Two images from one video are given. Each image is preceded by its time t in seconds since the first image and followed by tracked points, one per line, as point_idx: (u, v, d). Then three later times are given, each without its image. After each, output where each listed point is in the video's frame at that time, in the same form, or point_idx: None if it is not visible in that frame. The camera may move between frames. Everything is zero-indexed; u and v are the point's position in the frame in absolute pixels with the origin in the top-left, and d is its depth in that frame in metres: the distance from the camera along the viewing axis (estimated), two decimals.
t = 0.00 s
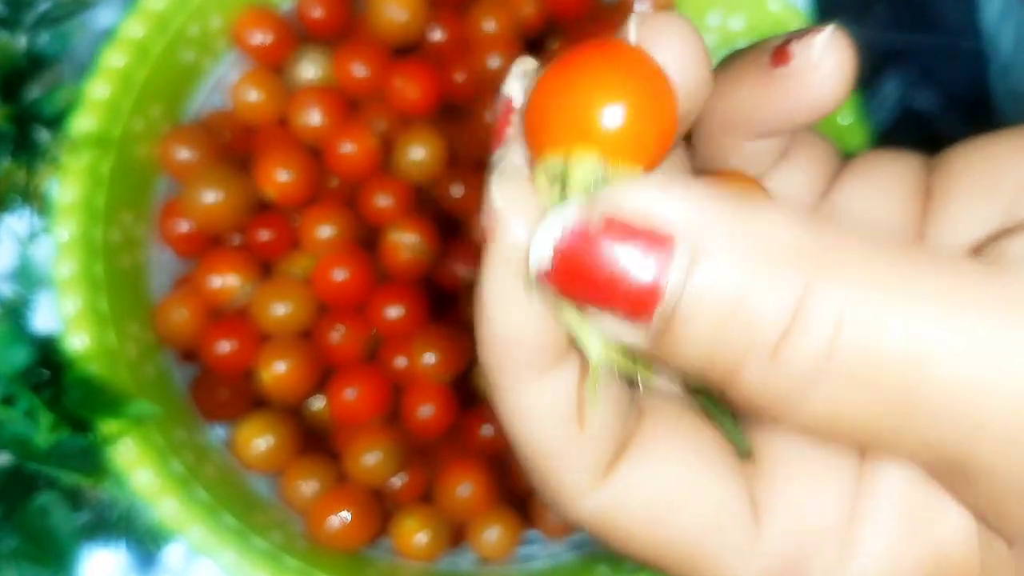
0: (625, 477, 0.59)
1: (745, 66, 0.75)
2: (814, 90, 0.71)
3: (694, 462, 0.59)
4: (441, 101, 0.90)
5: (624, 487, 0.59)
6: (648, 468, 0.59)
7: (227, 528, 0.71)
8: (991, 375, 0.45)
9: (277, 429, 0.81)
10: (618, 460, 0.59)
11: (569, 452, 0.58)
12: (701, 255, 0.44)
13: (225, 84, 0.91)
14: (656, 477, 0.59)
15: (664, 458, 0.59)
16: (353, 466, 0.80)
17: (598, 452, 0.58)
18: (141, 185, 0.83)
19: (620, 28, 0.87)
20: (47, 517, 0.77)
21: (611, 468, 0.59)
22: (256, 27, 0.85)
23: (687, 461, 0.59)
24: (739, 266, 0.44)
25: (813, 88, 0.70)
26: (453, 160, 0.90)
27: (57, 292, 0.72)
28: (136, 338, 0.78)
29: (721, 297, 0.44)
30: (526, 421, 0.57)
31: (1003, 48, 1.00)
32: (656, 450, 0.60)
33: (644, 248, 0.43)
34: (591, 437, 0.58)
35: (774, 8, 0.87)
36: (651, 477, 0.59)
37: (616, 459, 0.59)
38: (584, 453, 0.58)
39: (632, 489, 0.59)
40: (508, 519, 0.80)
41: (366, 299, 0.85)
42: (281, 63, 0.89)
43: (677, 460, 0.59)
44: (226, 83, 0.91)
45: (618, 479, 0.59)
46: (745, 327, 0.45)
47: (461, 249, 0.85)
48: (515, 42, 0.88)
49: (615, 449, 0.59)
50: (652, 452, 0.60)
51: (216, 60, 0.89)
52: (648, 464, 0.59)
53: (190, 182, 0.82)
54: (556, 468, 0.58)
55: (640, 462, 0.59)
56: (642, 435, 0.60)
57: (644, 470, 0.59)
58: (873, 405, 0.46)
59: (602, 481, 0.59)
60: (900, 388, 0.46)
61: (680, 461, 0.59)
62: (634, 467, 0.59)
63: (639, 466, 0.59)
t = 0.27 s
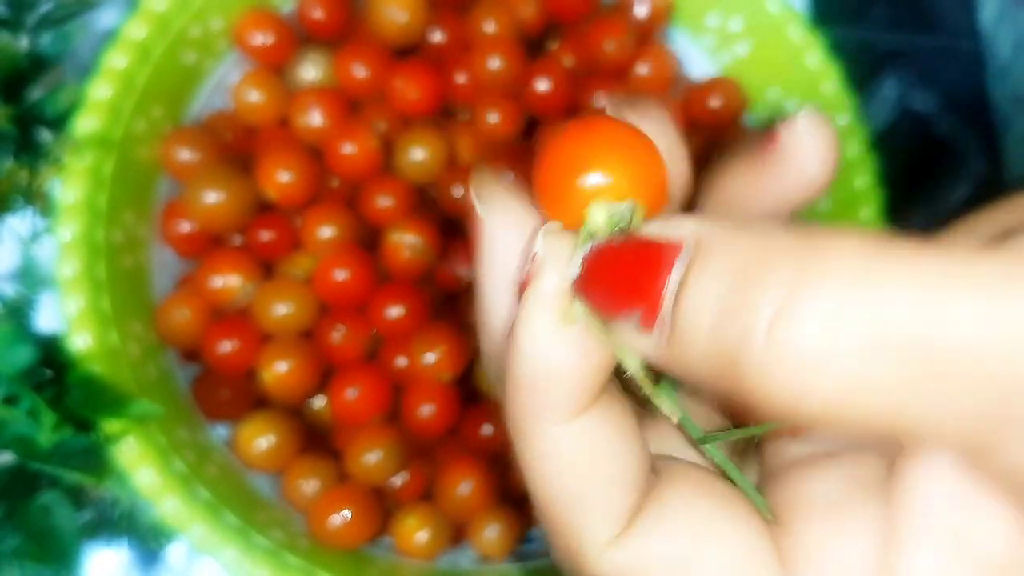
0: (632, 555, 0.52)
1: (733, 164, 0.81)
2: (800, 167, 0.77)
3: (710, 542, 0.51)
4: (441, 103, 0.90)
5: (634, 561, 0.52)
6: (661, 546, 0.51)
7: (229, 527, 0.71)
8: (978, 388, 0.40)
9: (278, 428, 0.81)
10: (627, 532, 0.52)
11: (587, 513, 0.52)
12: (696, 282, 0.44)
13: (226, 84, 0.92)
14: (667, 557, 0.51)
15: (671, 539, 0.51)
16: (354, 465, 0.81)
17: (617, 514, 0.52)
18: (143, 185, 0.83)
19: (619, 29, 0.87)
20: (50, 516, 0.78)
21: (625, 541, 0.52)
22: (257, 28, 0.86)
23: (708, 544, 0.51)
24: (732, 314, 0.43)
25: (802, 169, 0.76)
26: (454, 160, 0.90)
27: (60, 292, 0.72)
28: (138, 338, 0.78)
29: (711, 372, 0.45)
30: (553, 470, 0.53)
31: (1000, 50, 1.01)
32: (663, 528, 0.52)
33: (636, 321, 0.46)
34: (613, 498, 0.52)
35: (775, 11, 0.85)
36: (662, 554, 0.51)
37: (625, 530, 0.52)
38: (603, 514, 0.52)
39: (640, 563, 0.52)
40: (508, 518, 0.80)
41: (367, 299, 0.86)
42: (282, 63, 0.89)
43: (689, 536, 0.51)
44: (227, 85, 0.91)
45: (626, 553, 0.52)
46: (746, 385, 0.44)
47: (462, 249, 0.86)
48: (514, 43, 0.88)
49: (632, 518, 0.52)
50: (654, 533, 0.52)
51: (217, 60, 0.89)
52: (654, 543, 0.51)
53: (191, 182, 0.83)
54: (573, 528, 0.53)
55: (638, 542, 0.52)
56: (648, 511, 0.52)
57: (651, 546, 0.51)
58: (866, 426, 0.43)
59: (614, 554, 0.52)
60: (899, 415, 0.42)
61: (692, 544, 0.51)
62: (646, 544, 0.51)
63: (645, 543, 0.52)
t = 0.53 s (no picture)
0: (695, 523, 0.47)
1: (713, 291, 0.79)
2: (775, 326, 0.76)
3: (795, 528, 0.46)
4: (442, 105, 0.91)
5: (694, 531, 0.47)
6: (733, 521, 0.46)
7: (231, 526, 0.72)
8: (952, 228, 0.44)
9: (280, 427, 0.82)
10: (700, 498, 0.47)
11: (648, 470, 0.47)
12: (701, 147, 0.49)
13: (227, 85, 0.92)
14: (737, 532, 0.46)
15: (745, 514, 0.46)
16: (355, 464, 0.81)
17: (694, 481, 0.47)
18: (145, 186, 0.84)
19: (619, 31, 0.88)
20: (52, 514, 0.78)
21: (691, 511, 0.47)
22: (258, 30, 0.86)
23: (790, 525, 0.46)
24: (707, 185, 0.48)
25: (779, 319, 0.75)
26: (455, 162, 0.90)
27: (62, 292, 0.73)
28: (140, 337, 0.79)
29: (724, 239, 0.49)
30: (614, 420, 0.47)
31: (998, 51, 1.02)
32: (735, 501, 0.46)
33: (644, 167, 0.51)
34: (691, 462, 0.47)
35: (772, 13, 0.86)
36: (732, 528, 0.46)
37: (691, 500, 0.47)
38: (678, 473, 0.47)
39: (700, 534, 0.47)
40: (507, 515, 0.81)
41: (368, 299, 0.86)
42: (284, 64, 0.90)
43: (774, 511, 0.46)
44: (228, 85, 0.92)
45: (685, 519, 0.47)
46: (742, 252, 0.50)
47: (461, 250, 0.87)
48: (514, 45, 0.88)
49: (712, 487, 0.46)
50: (734, 495, 0.46)
51: (219, 62, 0.90)
52: (719, 514, 0.46)
53: (193, 183, 0.83)
54: (629, 486, 0.48)
55: (708, 510, 0.46)
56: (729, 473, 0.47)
57: (722, 516, 0.46)
58: (839, 281, 0.48)
59: (672, 519, 0.48)
60: (860, 264, 0.46)
61: (773, 527, 0.46)
62: (717, 515, 0.46)
63: (713, 513, 0.46)
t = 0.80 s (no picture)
0: (787, 397, 0.41)
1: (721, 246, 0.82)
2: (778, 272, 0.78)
3: (893, 399, 0.40)
4: (444, 111, 0.93)
5: (790, 403, 0.41)
6: (827, 389, 0.40)
7: (239, 519, 0.74)
8: (939, 180, 0.47)
9: (287, 423, 0.84)
10: (788, 359, 0.41)
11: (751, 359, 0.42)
12: (717, 94, 0.52)
13: (235, 91, 0.94)
14: (834, 400, 0.40)
15: (840, 388, 0.40)
16: (360, 458, 0.83)
17: (770, 345, 0.41)
18: (155, 189, 0.86)
19: (615, 39, 0.90)
20: (63, 509, 0.67)
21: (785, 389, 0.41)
22: (265, 37, 0.88)
23: (874, 397, 0.40)
24: (734, 129, 0.50)
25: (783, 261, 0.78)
26: (456, 166, 0.93)
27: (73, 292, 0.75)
28: (150, 337, 0.81)
29: (745, 185, 0.49)
30: (682, 280, 0.43)
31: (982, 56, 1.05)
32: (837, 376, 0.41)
33: (666, 94, 0.53)
34: (770, 328, 0.41)
35: (764, 19, 0.88)
36: (825, 396, 0.40)
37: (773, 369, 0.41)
38: (751, 343, 0.41)
39: (795, 406, 0.41)
40: (507, 507, 0.83)
41: (372, 299, 0.89)
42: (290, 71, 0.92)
43: (868, 371, 0.41)
44: (236, 90, 0.94)
45: (770, 392, 0.41)
46: (753, 192, 0.50)
47: (462, 250, 0.91)
48: (515, 52, 0.91)
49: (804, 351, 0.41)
50: (815, 373, 0.41)
51: (227, 68, 0.92)
52: (809, 379, 0.40)
53: (202, 186, 0.85)
54: (712, 367, 0.43)
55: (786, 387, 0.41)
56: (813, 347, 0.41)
57: (814, 382, 0.40)
58: (847, 234, 0.50)
59: (761, 394, 0.41)
60: (868, 221, 0.48)
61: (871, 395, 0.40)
62: (809, 383, 0.41)
63: (803, 380, 0.41)
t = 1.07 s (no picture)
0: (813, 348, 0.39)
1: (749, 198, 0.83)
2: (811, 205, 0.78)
3: (928, 355, 0.39)
4: (444, 112, 0.94)
5: (818, 355, 0.39)
6: (847, 346, 0.39)
7: (239, 518, 0.74)
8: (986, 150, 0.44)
9: (288, 423, 0.84)
10: (814, 366, 0.40)
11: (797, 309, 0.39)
12: (766, 60, 0.49)
13: (236, 91, 0.95)
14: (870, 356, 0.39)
15: (885, 341, 0.39)
16: (360, 457, 0.83)
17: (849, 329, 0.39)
18: (156, 189, 0.86)
19: (614, 40, 0.91)
20: (63, 509, 0.63)
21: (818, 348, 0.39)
22: (266, 38, 0.89)
23: (910, 349, 0.39)
24: (783, 96, 0.47)
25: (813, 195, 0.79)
26: (456, 167, 0.94)
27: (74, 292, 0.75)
28: (151, 337, 0.81)
29: (791, 148, 0.47)
30: (695, 230, 0.41)
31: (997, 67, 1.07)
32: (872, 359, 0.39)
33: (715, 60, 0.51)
34: (797, 280, 0.39)
35: (763, 20, 0.88)
36: (855, 355, 0.39)
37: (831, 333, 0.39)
38: (767, 308, 0.39)
39: (808, 362, 0.40)
40: (507, 506, 0.84)
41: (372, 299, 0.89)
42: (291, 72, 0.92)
43: (886, 343, 0.39)
44: (237, 91, 0.95)
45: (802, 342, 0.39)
46: (825, 148, 0.47)
47: (463, 250, 0.91)
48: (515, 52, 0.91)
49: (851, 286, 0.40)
50: (836, 323, 0.39)
51: (229, 68, 0.92)
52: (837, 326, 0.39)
53: (203, 186, 0.85)
54: (739, 327, 0.40)
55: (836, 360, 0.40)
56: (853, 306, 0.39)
57: (831, 328, 0.39)
58: (906, 191, 0.47)
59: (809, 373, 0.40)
60: (924, 166, 0.45)
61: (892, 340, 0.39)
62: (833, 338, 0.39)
63: (828, 333, 0.39)
